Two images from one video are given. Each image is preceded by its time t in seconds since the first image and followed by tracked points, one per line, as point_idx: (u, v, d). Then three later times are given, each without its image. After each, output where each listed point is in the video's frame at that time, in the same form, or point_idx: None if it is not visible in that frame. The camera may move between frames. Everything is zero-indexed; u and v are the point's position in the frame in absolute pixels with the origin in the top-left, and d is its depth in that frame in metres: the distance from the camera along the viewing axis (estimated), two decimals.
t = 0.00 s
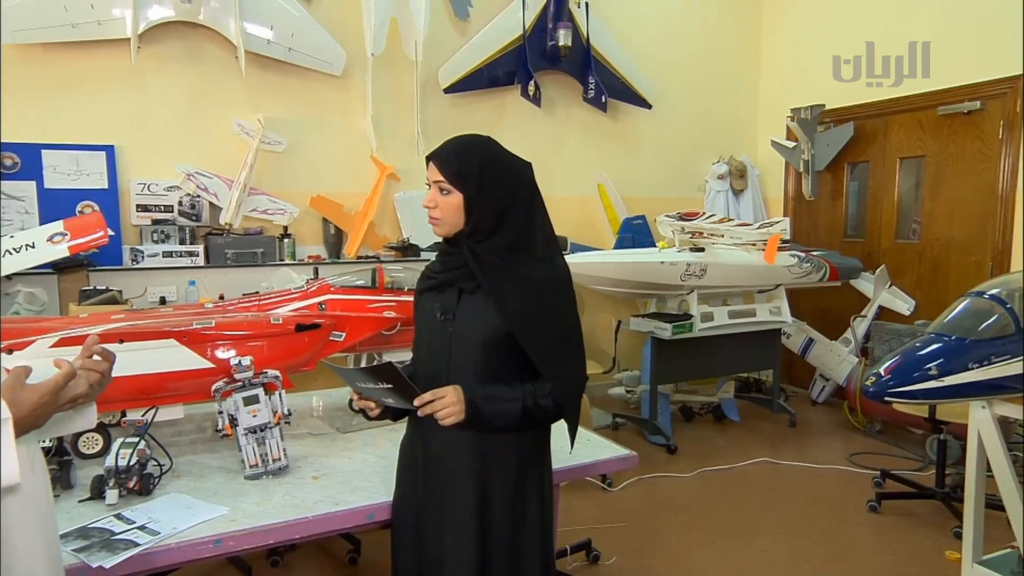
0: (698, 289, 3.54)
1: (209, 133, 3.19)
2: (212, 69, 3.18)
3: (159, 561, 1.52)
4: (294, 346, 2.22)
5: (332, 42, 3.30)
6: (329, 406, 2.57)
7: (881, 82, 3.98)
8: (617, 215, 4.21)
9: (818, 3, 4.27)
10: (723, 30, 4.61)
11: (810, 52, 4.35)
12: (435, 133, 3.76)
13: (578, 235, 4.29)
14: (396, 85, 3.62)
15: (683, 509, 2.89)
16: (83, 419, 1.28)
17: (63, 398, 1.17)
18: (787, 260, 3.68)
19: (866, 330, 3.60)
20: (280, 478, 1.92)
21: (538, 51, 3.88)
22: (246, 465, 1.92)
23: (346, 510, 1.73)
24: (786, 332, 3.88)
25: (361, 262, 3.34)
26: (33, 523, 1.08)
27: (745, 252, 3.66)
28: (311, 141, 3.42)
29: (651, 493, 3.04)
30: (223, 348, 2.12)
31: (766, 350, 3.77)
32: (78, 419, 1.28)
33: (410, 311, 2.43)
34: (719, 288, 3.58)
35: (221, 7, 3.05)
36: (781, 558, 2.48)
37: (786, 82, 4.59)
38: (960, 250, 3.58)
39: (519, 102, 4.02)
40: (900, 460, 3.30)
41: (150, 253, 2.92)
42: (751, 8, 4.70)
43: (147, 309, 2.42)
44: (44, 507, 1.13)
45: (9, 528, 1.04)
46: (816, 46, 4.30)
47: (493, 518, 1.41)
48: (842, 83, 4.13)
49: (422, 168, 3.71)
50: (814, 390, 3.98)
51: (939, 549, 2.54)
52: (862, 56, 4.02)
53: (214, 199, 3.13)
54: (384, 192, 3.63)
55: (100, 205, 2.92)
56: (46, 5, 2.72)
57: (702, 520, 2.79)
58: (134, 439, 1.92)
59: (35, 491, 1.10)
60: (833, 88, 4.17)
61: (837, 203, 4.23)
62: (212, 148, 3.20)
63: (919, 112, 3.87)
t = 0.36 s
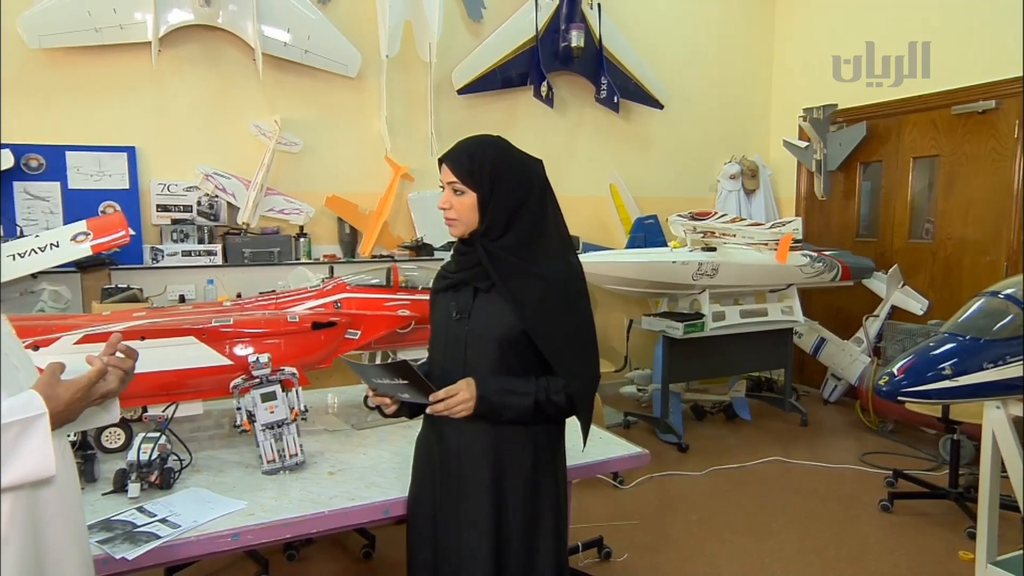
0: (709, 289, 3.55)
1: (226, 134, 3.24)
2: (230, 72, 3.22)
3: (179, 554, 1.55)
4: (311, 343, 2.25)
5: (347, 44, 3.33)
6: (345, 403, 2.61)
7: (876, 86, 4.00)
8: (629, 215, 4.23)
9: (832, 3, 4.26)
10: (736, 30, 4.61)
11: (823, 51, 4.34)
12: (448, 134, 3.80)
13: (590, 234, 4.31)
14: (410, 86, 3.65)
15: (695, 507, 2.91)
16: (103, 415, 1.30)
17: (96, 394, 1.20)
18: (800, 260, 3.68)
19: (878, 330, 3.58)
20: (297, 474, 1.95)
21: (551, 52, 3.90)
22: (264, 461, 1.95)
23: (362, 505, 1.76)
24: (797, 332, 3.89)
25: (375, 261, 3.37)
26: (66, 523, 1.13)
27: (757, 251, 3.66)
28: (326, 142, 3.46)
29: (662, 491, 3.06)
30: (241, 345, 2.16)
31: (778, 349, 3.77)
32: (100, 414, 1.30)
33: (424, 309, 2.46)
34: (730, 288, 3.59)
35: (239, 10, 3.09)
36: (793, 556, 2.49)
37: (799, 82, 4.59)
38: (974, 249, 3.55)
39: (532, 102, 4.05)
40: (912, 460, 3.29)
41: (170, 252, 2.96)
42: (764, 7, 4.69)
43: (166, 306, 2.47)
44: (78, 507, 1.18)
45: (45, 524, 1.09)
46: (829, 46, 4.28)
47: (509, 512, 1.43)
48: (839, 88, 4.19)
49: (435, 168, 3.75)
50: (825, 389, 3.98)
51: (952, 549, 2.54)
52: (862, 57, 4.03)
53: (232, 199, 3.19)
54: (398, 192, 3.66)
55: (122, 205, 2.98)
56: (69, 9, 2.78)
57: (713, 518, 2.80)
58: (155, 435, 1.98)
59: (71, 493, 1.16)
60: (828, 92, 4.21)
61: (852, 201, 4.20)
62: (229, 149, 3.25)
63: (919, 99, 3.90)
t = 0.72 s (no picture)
0: (720, 288, 3.57)
1: (243, 136, 3.28)
2: (246, 74, 3.27)
3: (198, 547, 1.59)
4: (325, 340, 2.29)
5: (362, 46, 3.36)
6: (359, 400, 2.64)
7: (879, 84, 3.43)
8: (640, 214, 4.25)
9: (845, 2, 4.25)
10: (749, 30, 4.61)
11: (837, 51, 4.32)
12: (460, 135, 3.83)
13: (602, 234, 4.33)
14: (423, 87, 3.69)
15: (705, 505, 2.92)
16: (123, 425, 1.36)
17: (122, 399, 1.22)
18: (811, 260, 3.68)
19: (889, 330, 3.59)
20: (313, 470, 1.99)
21: (563, 53, 3.92)
22: (280, 457, 1.98)
23: (376, 501, 1.79)
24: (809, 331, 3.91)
25: (388, 261, 3.41)
26: (91, 518, 1.16)
27: (768, 251, 3.67)
28: (340, 143, 3.50)
29: (672, 489, 3.08)
30: (257, 342, 2.21)
31: (789, 349, 3.77)
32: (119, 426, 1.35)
33: (437, 307, 2.47)
34: (740, 287, 3.61)
35: (256, 13, 3.14)
36: (803, 555, 2.50)
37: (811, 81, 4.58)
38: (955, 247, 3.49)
39: (543, 103, 4.07)
40: (924, 460, 3.28)
41: (188, 251, 3.03)
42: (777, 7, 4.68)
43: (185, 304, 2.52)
44: (101, 498, 1.22)
45: (69, 519, 1.12)
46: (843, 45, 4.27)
47: (522, 508, 1.46)
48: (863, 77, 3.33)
49: (448, 168, 3.78)
50: (837, 389, 3.97)
51: (964, 550, 2.53)
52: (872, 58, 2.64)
53: (248, 200, 3.21)
54: (412, 192, 3.70)
55: (142, 205, 3.04)
56: (91, 14, 2.84)
57: (724, 516, 2.81)
58: (174, 430, 2.00)
59: (94, 490, 1.19)
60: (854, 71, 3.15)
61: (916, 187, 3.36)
62: (245, 150, 3.29)
63: (895, 71, 2.70)
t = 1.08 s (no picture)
0: (732, 288, 3.57)
1: (261, 137, 3.33)
2: (264, 77, 3.32)
3: (216, 541, 1.62)
4: (341, 339, 2.34)
5: (377, 49, 3.40)
6: (372, 398, 2.67)
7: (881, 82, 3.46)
8: (652, 214, 4.26)
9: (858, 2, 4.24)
10: (761, 30, 4.61)
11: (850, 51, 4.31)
12: (473, 136, 3.86)
13: (613, 234, 4.34)
14: (436, 88, 3.72)
15: (717, 504, 2.93)
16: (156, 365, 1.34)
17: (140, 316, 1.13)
18: (823, 260, 3.67)
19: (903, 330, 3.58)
20: (329, 466, 2.02)
21: (575, 54, 3.93)
22: (297, 453, 2.02)
23: (390, 497, 1.82)
24: (821, 331, 3.90)
25: (402, 260, 3.44)
26: (109, 512, 1.20)
27: (780, 251, 3.66)
28: (354, 144, 3.54)
29: (684, 488, 3.09)
30: (274, 340, 2.26)
31: (802, 349, 3.77)
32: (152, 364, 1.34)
33: (451, 306, 2.50)
34: (752, 287, 3.61)
35: (273, 16, 3.18)
36: (815, 555, 2.51)
37: (825, 81, 4.57)
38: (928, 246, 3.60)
39: (556, 104, 4.09)
40: (937, 460, 3.27)
41: (206, 251, 3.07)
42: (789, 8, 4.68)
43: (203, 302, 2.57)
44: (119, 485, 1.26)
45: (87, 515, 1.16)
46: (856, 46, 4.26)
47: (534, 504, 1.48)
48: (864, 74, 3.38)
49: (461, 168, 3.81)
50: (849, 389, 3.96)
51: (978, 551, 2.53)
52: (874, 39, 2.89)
53: (265, 199, 3.27)
54: (425, 193, 3.73)
55: (161, 205, 3.09)
56: (114, 19, 2.89)
57: (735, 515, 2.82)
58: (193, 426, 2.03)
59: (113, 484, 1.22)
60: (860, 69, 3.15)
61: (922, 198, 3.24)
62: (262, 151, 3.34)
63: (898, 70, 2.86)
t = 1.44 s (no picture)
0: (744, 288, 3.58)
1: (278, 139, 3.38)
2: (282, 79, 3.36)
3: (235, 534, 1.66)
4: (357, 337, 2.36)
5: (392, 51, 3.44)
6: (386, 395, 2.71)
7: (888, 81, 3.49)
8: (664, 214, 4.27)
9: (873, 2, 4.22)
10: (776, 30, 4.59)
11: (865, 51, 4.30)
12: (487, 137, 3.88)
13: (625, 234, 4.35)
14: (450, 89, 3.75)
15: (729, 503, 2.94)
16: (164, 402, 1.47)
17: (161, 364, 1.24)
18: (836, 260, 3.67)
19: (917, 330, 3.58)
20: (345, 462, 2.05)
21: (588, 55, 3.94)
22: (313, 449, 2.05)
23: (404, 494, 1.84)
24: (834, 331, 3.89)
25: (416, 260, 3.48)
26: (136, 507, 1.23)
27: (793, 251, 3.67)
28: (369, 145, 3.58)
29: (696, 487, 3.10)
30: (292, 338, 2.27)
31: (815, 349, 3.76)
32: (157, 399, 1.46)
33: (464, 305, 2.52)
34: (764, 287, 3.61)
35: (290, 20, 3.22)
36: (827, 555, 2.51)
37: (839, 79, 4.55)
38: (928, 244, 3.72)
39: (569, 105, 4.10)
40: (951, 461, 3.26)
41: (225, 249, 3.14)
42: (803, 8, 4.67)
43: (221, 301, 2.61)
44: (144, 478, 1.29)
45: (115, 509, 1.20)
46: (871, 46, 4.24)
47: (545, 504, 1.50)
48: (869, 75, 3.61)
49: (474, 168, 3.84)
50: (862, 389, 3.94)
51: (993, 552, 2.52)
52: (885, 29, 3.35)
53: (282, 199, 3.30)
54: (439, 193, 3.76)
55: (181, 206, 3.15)
56: (136, 23, 2.95)
57: (746, 514, 2.84)
58: (213, 421, 2.08)
59: (140, 480, 1.26)
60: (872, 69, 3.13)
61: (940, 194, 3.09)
62: (279, 152, 3.39)
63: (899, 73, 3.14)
